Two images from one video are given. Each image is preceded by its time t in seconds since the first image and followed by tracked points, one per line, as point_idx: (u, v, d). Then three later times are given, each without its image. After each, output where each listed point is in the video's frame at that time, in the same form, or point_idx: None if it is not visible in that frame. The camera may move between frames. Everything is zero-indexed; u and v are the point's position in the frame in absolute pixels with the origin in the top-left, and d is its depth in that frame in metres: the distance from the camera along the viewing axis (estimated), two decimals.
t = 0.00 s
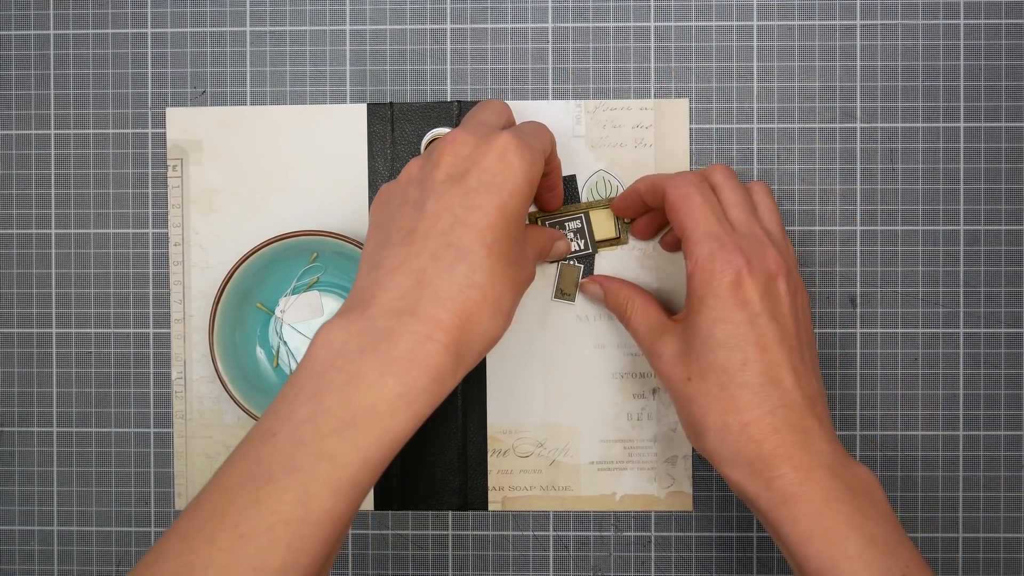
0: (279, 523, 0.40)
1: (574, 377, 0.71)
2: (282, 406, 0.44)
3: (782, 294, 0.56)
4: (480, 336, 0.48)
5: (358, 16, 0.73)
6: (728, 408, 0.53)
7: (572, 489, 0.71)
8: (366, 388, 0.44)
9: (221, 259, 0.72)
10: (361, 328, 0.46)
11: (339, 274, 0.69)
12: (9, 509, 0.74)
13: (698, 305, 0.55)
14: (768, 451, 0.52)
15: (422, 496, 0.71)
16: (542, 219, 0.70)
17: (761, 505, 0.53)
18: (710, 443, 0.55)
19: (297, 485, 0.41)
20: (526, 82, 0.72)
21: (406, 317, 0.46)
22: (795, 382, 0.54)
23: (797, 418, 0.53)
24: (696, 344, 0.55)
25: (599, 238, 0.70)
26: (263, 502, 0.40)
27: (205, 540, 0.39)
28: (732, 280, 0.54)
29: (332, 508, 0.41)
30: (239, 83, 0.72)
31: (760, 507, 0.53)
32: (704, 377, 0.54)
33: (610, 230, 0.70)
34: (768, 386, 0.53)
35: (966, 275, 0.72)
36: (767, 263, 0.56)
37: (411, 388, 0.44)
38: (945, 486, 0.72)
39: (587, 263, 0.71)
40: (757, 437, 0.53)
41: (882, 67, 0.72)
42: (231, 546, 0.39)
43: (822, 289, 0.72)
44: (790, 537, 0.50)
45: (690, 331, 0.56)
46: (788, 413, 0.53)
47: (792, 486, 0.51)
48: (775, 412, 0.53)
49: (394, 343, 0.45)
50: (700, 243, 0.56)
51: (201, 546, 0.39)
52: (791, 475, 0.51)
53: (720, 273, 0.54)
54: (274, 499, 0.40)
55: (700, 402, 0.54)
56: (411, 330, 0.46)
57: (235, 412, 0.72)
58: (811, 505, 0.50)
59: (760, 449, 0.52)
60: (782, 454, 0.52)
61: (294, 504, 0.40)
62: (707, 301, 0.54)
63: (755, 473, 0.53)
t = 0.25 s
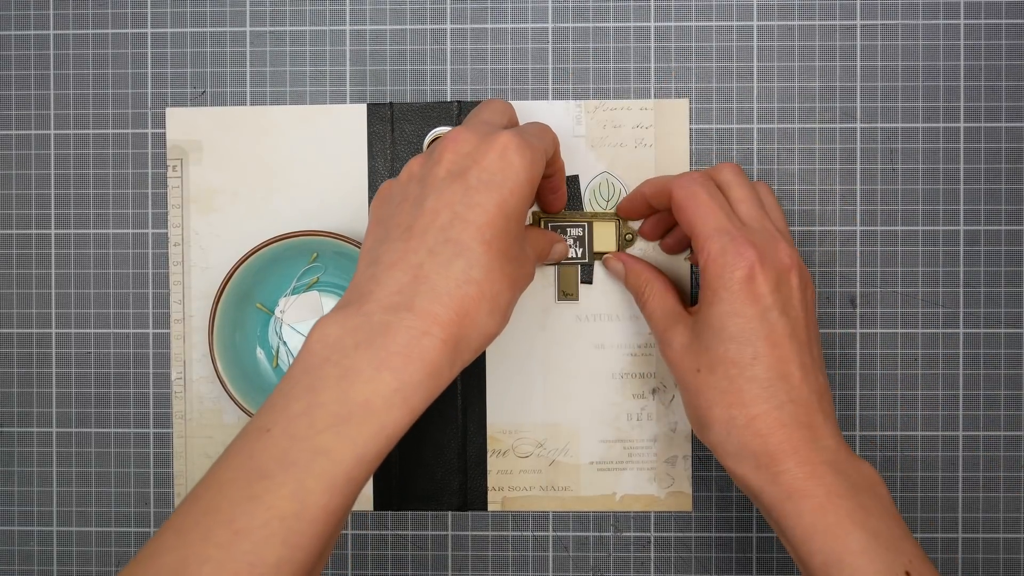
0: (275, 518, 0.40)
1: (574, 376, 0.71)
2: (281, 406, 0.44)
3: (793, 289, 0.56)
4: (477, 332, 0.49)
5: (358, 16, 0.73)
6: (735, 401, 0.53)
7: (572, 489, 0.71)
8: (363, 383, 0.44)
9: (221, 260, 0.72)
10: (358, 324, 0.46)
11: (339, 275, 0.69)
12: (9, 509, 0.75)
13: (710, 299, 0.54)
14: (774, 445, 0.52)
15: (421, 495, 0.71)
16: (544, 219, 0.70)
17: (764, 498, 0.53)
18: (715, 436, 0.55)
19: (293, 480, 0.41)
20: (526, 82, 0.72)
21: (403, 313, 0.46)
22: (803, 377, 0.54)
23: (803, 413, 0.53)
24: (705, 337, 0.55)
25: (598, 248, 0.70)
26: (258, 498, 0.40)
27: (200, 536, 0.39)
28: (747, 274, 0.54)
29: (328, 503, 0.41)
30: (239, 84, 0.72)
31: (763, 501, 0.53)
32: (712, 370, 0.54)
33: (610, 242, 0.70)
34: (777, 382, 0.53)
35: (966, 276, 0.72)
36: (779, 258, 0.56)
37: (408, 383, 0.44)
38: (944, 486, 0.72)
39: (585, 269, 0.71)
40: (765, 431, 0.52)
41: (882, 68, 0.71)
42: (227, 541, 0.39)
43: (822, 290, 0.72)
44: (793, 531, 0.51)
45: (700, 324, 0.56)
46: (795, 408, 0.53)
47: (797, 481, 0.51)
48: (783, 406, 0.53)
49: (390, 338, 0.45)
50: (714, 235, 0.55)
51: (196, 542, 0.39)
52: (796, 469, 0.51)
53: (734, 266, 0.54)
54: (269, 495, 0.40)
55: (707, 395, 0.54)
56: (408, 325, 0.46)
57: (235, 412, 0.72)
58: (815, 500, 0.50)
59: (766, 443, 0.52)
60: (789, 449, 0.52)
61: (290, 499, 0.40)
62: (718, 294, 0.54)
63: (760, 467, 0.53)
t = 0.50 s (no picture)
0: (276, 522, 0.40)
1: (573, 376, 0.71)
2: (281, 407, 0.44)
3: (793, 289, 0.56)
4: (477, 334, 0.48)
5: (358, 16, 0.72)
6: (738, 402, 0.53)
7: (572, 489, 0.71)
8: (363, 386, 0.44)
9: (221, 260, 0.72)
10: (358, 327, 0.46)
11: (339, 275, 0.69)
12: (9, 509, 0.75)
13: (710, 299, 0.55)
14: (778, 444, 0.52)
15: (421, 495, 0.71)
16: (543, 220, 0.70)
17: (769, 497, 0.53)
18: (719, 436, 0.55)
19: (294, 485, 0.41)
20: (526, 82, 0.72)
21: (402, 316, 0.46)
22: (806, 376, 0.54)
23: (807, 410, 0.53)
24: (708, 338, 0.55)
25: (598, 247, 0.70)
26: (260, 503, 0.40)
27: (202, 540, 0.39)
28: (747, 276, 0.54)
29: (329, 508, 0.41)
30: (239, 83, 0.72)
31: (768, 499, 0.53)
32: (715, 371, 0.54)
33: (610, 241, 0.70)
34: (780, 382, 0.53)
35: (966, 275, 0.72)
36: (778, 258, 0.56)
37: (407, 387, 0.44)
38: (944, 486, 0.72)
39: (585, 269, 0.71)
40: (768, 431, 0.52)
41: (882, 67, 0.72)
42: (228, 545, 0.39)
43: (821, 289, 0.72)
44: (797, 528, 0.51)
45: (701, 325, 0.56)
46: (798, 406, 0.53)
47: (801, 479, 0.51)
48: (786, 405, 0.53)
49: (389, 342, 0.45)
50: (713, 237, 0.55)
51: (198, 546, 0.39)
52: (800, 468, 0.51)
53: (734, 267, 0.54)
54: (271, 500, 0.40)
55: (711, 395, 0.55)
56: (406, 329, 0.46)
57: (235, 412, 0.72)
58: (818, 498, 0.51)
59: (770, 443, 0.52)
60: (793, 448, 0.52)
61: (291, 505, 0.40)
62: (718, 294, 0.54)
63: (764, 467, 0.53)
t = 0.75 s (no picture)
0: (270, 549, 0.40)
1: (573, 377, 0.71)
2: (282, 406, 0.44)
3: (789, 277, 0.56)
4: (467, 360, 0.49)
5: (358, 16, 0.73)
6: (736, 394, 0.53)
7: (572, 489, 0.71)
8: (352, 414, 0.44)
9: (221, 259, 0.72)
10: (346, 355, 0.46)
11: (339, 275, 0.69)
12: (9, 509, 0.74)
13: (705, 291, 0.54)
14: (777, 436, 0.52)
15: (421, 495, 0.71)
16: (544, 221, 0.71)
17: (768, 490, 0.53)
18: (717, 428, 0.55)
19: (286, 510, 0.41)
20: (527, 82, 0.72)
21: (390, 344, 0.47)
22: (803, 365, 0.54)
23: (803, 400, 0.53)
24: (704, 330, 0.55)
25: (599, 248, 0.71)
26: (252, 528, 0.41)
27: (197, 567, 0.40)
28: (741, 268, 0.54)
29: (322, 533, 0.42)
30: (239, 83, 0.72)
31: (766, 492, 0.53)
32: (712, 363, 0.54)
33: (610, 241, 0.70)
34: (778, 373, 0.53)
35: (966, 275, 0.72)
36: (772, 249, 0.55)
37: (397, 413, 0.45)
38: (944, 486, 0.72)
39: (585, 270, 0.71)
40: (765, 423, 0.52)
41: (882, 67, 0.72)
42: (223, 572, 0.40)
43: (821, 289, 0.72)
44: (797, 523, 0.51)
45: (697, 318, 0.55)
46: (796, 397, 0.53)
47: (801, 472, 0.51)
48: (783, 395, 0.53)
49: (377, 370, 0.45)
50: (706, 229, 0.55)
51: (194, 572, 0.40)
52: (799, 461, 0.51)
53: (728, 258, 0.54)
54: (263, 525, 0.41)
55: (708, 388, 0.54)
56: (394, 356, 0.46)
57: (235, 412, 0.72)
58: (818, 490, 0.51)
59: (768, 435, 0.52)
60: (791, 440, 0.52)
61: (283, 532, 0.41)
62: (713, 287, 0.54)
63: (763, 459, 0.53)
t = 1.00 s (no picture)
0: None
1: (572, 378, 0.71)
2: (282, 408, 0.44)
3: (790, 272, 0.56)
4: (458, 403, 0.50)
5: (358, 16, 0.73)
6: (736, 387, 0.53)
7: (572, 489, 0.71)
8: (347, 462, 0.45)
9: (221, 259, 0.72)
10: (340, 406, 0.47)
11: (339, 275, 0.69)
12: (9, 510, 0.74)
13: (707, 285, 0.54)
14: (779, 432, 0.52)
15: (421, 495, 0.71)
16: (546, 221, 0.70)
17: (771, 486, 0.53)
18: (717, 423, 0.55)
19: (283, 557, 0.43)
20: (526, 83, 0.72)
21: (383, 394, 0.48)
22: (804, 361, 0.54)
23: (805, 396, 0.53)
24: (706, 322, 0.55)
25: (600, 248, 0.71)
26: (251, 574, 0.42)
27: None
28: (746, 262, 0.54)
29: None
30: (240, 84, 0.72)
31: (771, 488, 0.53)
32: (713, 356, 0.54)
33: (611, 242, 0.70)
34: (779, 368, 0.53)
35: (966, 276, 0.72)
36: (773, 244, 0.55)
37: (391, 462, 0.46)
38: (944, 486, 0.72)
39: (585, 270, 0.71)
40: (766, 417, 0.52)
41: (882, 68, 0.72)
42: None
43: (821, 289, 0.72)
44: (803, 520, 0.51)
45: (698, 312, 0.55)
46: (797, 392, 0.53)
47: (804, 469, 0.51)
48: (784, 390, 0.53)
49: (371, 421, 0.47)
50: (711, 222, 0.55)
51: None
52: (802, 457, 0.51)
53: (728, 252, 0.54)
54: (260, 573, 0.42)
55: (707, 382, 0.54)
56: (388, 407, 0.47)
57: (235, 412, 0.72)
58: (820, 486, 0.50)
59: (770, 431, 0.52)
60: (794, 437, 0.52)
61: None
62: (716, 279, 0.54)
63: (766, 454, 0.52)
